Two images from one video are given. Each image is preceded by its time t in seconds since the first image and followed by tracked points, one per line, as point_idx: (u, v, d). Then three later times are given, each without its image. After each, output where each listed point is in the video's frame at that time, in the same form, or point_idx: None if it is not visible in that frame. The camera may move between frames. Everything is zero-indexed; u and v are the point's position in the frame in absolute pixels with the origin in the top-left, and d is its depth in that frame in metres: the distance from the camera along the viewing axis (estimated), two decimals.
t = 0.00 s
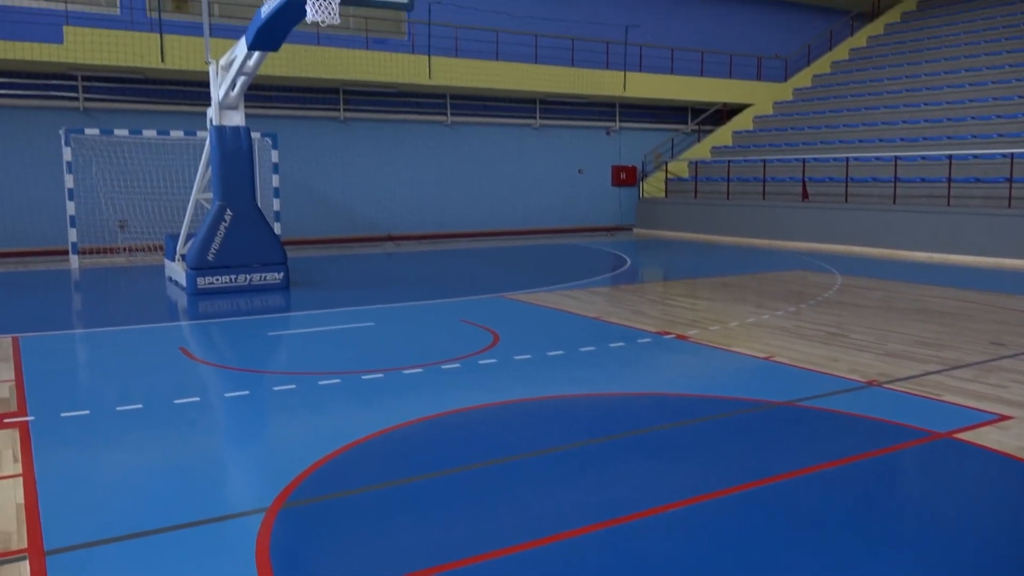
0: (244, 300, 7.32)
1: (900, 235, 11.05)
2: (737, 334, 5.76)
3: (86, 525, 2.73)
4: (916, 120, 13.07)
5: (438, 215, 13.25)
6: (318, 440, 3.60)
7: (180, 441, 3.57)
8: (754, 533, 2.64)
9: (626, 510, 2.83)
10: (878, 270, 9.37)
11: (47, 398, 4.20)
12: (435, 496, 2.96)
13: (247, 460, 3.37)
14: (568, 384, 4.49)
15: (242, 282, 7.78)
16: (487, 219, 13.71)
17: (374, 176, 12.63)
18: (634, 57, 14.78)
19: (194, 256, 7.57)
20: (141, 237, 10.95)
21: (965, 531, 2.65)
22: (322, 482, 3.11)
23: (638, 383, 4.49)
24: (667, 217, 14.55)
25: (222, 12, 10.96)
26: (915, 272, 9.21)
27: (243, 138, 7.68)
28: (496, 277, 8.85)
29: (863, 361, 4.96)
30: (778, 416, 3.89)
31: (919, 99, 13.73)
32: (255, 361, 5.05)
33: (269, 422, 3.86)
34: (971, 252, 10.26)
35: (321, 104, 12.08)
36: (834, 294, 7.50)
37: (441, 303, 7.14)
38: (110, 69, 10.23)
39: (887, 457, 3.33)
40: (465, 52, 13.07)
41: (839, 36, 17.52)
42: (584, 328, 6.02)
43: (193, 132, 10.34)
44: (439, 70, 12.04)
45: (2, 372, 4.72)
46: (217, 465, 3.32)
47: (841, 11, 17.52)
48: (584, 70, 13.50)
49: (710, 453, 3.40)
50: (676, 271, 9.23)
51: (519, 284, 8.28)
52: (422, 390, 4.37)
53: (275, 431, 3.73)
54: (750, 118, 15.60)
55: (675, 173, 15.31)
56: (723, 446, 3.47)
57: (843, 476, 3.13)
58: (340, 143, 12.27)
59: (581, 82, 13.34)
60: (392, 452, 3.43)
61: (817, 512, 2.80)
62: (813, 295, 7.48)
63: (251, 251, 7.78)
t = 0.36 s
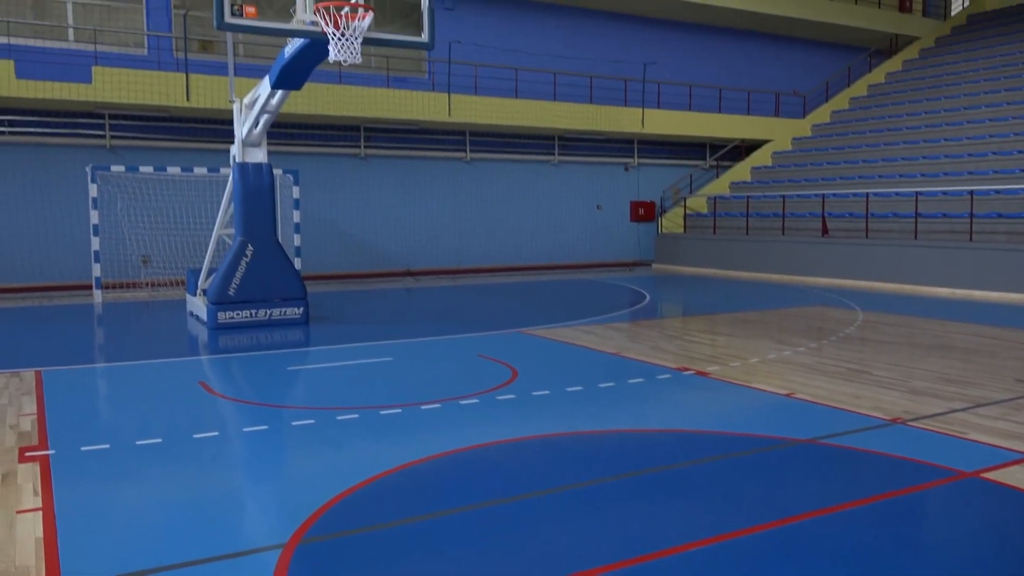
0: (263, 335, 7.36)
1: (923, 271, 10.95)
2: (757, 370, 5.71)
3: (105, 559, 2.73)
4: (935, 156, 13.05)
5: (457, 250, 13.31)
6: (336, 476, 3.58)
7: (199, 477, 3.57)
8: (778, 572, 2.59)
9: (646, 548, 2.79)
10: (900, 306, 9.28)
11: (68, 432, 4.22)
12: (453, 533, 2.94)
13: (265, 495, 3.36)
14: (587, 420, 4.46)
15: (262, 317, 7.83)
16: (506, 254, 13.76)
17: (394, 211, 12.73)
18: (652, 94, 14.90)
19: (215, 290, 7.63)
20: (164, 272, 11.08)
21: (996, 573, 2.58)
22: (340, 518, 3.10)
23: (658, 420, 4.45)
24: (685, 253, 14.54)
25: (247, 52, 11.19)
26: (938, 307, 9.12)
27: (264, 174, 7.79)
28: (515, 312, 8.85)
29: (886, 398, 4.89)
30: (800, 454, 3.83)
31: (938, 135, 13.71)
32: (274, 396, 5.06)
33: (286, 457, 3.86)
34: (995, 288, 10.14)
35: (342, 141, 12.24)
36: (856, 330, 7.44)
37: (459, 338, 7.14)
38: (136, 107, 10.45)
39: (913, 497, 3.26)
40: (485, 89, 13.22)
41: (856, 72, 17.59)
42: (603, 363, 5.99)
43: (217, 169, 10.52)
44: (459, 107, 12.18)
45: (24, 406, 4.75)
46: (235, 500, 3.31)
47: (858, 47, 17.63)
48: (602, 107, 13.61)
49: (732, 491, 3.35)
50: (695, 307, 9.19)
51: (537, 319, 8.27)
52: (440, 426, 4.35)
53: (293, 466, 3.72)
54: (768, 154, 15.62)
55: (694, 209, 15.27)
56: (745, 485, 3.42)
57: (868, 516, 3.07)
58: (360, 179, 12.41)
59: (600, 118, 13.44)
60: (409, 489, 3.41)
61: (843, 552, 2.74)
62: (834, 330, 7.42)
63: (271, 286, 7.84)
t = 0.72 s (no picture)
0: (284, 367, 7.39)
1: (949, 304, 10.79)
2: (781, 405, 5.64)
3: None
4: (959, 188, 12.96)
5: (477, 283, 13.34)
6: (356, 509, 3.57)
7: (219, 509, 3.57)
8: None
9: None
10: (926, 340, 9.16)
11: (91, 464, 4.24)
12: (472, 568, 2.90)
13: (285, 528, 3.35)
14: (608, 455, 4.41)
15: (283, 349, 7.87)
16: (527, 287, 13.77)
17: (416, 245, 12.81)
18: (672, 128, 14.95)
19: (237, 322, 7.68)
20: (188, 304, 11.19)
21: None
22: (359, 552, 3.08)
23: (680, 455, 4.39)
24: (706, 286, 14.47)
25: (271, 88, 11.38)
26: (965, 342, 8.99)
27: (288, 208, 7.88)
28: (535, 345, 8.82)
29: (913, 435, 4.80)
30: (825, 491, 3.76)
31: (962, 167, 13.62)
32: (294, 429, 5.06)
33: (306, 490, 3.85)
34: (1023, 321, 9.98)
35: (364, 175, 12.38)
36: (881, 364, 7.34)
37: (479, 371, 7.13)
38: (163, 142, 10.64)
39: (942, 535, 3.19)
40: (506, 124, 13.32)
41: (877, 106, 17.57)
42: (624, 397, 5.94)
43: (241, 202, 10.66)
44: (480, 141, 12.28)
45: (48, 437, 4.78)
46: (255, 533, 3.30)
47: (878, 81, 17.63)
48: (622, 141, 13.67)
49: (756, 528, 3.29)
50: (717, 340, 9.12)
51: (557, 353, 8.24)
52: (461, 460, 4.32)
53: (312, 499, 3.71)
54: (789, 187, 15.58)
55: (715, 241, 15.21)
56: (769, 521, 3.36)
57: (896, 554, 3.00)
58: (382, 212, 12.51)
59: (620, 152, 13.50)
60: (429, 523, 3.38)
61: None
62: (859, 365, 7.31)
63: (293, 318, 7.90)
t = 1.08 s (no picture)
0: (301, 390, 7.40)
1: (972, 328, 10.67)
2: (800, 430, 5.58)
3: None
4: (979, 211, 12.86)
5: (494, 306, 13.35)
6: (371, 533, 3.55)
7: (235, 532, 3.56)
8: None
9: None
10: (948, 364, 9.05)
11: (108, 487, 4.26)
12: None
13: (300, 551, 3.34)
14: (626, 480, 4.37)
15: (300, 371, 7.89)
16: (544, 310, 13.76)
17: (433, 268, 12.85)
18: (689, 152, 14.97)
19: (255, 345, 7.72)
20: (207, 327, 11.26)
21: None
22: None
23: (698, 480, 4.35)
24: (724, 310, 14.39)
25: (291, 114, 11.53)
26: (987, 366, 8.88)
27: (306, 232, 7.95)
28: (552, 369, 8.80)
29: (936, 460, 4.73)
30: (847, 517, 3.71)
31: (982, 191, 13.53)
32: (311, 452, 5.05)
33: (321, 513, 3.84)
34: None
35: (382, 200, 12.48)
36: (903, 388, 7.26)
37: (495, 395, 7.10)
38: (183, 168, 10.78)
39: (967, 563, 3.13)
40: (523, 148, 13.38)
41: (895, 129, 17.51)
42: (642, 422, 5.90)
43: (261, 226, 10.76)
44: (497, 166, 12.34)
45: (66, 460, 4.81)
46: (270, 556, 3.29)
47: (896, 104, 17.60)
48: (639, 164, 13.70)
49: (776, 554, 3.24)
50: (735, 364, 9.06)
51: (574, 376, 8.21)
52: (476, 484, 4.30)
53: (329, 523, 3.70)
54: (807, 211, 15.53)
55: (733, 265, 15.16)
56: (789, 548, 3.31)
57: None
58: (400, 236, 12.58)
59: (636, 176, 13.52)
60: (444, 548, 3.36)
61: None
62: (879, 390, 7.23)
63: (310, 340, 7.92)
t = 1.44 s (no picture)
0: (312, 408, 7.41)
1: (987, 345, 10.57)
2: (814, 448, 5.54)
3: None
4: (994, 228, 12.78)
5: (506, 323, 13.34)
6: (383, 551, 3.54)
7: (246, 550, 3.56)
8: None
9: None
10: (963, 382, 8.98)
11: (121, 503, 4.27)
12: None
13: (311, 569, 3.33)
14: (638, 498, 4.35)
15: (312, 389, 7.89)
16: (555, 327, 13.74)
17: (444, 286, 12.87)
18: (701, 169, 14.97)
19: (267, 362, 7.74)
20: (219, 344, 11.30)
21: None
22: None
23: (711, 498, 4.32)
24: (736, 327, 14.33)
25: (305, 132, 11.62)
26: (1003, 384, 8.80)
27: (319, 249, 7.99)
28: (564, 386, 8.77)
29: (952, 479, 4.69)
30: (862, 536, 3.67)
31: (997, 207, 13.46)
32: (322, 470, 5.04)
33: (333, 531, 3.83)
34: None
35: (394, 218, 12.53)
36: (917, 406, 7.20)
37: (507, 412, 7.09)
38: (197, 186, 10.87)
39: None
40: (534, 166, 13.42)
41: (908, 146, 17.46)
42: (654, 439, 5.87)
43: (274, 244, 10.83)
44: (508, 183, 12.38)
45: (79, 477, 4.82)
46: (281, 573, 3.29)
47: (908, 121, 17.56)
48: (650, 182, 13.71)
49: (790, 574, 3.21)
50: (748, 382, 9.01)
51: (586, 394, 8.18)
52: (488, 502, 4.29)
53: (340, 540, 3.69)
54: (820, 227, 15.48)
55: (745, 282, 15.08)
56: (804, 567, 3.28)
57: None
58: (411, 253, 12.62)
59: (648, 193, 13.52)
60: (456, 566, 3.35)
61: None
62: (894, 408, 7.16)
63: (321, 358, 7.93)
